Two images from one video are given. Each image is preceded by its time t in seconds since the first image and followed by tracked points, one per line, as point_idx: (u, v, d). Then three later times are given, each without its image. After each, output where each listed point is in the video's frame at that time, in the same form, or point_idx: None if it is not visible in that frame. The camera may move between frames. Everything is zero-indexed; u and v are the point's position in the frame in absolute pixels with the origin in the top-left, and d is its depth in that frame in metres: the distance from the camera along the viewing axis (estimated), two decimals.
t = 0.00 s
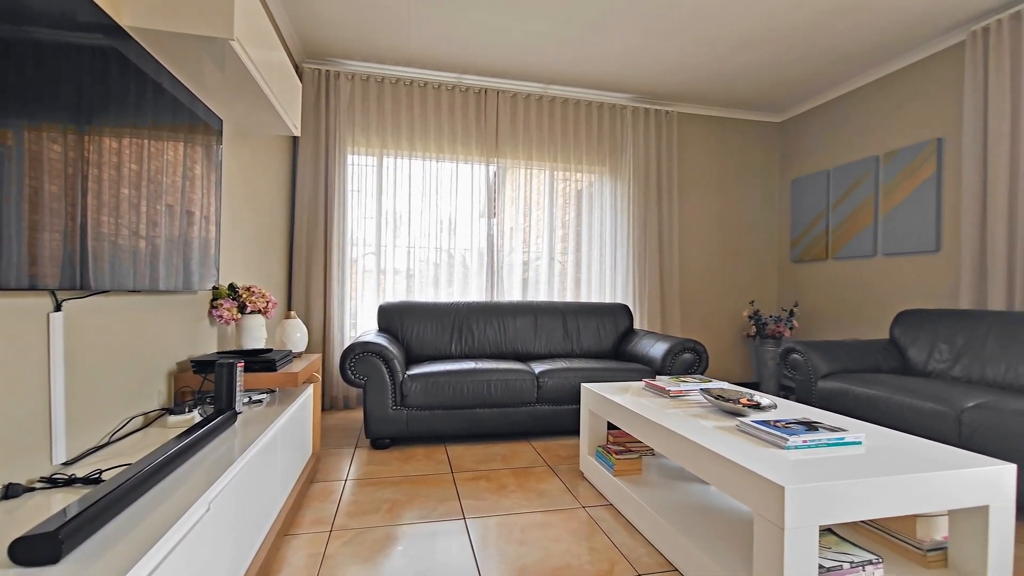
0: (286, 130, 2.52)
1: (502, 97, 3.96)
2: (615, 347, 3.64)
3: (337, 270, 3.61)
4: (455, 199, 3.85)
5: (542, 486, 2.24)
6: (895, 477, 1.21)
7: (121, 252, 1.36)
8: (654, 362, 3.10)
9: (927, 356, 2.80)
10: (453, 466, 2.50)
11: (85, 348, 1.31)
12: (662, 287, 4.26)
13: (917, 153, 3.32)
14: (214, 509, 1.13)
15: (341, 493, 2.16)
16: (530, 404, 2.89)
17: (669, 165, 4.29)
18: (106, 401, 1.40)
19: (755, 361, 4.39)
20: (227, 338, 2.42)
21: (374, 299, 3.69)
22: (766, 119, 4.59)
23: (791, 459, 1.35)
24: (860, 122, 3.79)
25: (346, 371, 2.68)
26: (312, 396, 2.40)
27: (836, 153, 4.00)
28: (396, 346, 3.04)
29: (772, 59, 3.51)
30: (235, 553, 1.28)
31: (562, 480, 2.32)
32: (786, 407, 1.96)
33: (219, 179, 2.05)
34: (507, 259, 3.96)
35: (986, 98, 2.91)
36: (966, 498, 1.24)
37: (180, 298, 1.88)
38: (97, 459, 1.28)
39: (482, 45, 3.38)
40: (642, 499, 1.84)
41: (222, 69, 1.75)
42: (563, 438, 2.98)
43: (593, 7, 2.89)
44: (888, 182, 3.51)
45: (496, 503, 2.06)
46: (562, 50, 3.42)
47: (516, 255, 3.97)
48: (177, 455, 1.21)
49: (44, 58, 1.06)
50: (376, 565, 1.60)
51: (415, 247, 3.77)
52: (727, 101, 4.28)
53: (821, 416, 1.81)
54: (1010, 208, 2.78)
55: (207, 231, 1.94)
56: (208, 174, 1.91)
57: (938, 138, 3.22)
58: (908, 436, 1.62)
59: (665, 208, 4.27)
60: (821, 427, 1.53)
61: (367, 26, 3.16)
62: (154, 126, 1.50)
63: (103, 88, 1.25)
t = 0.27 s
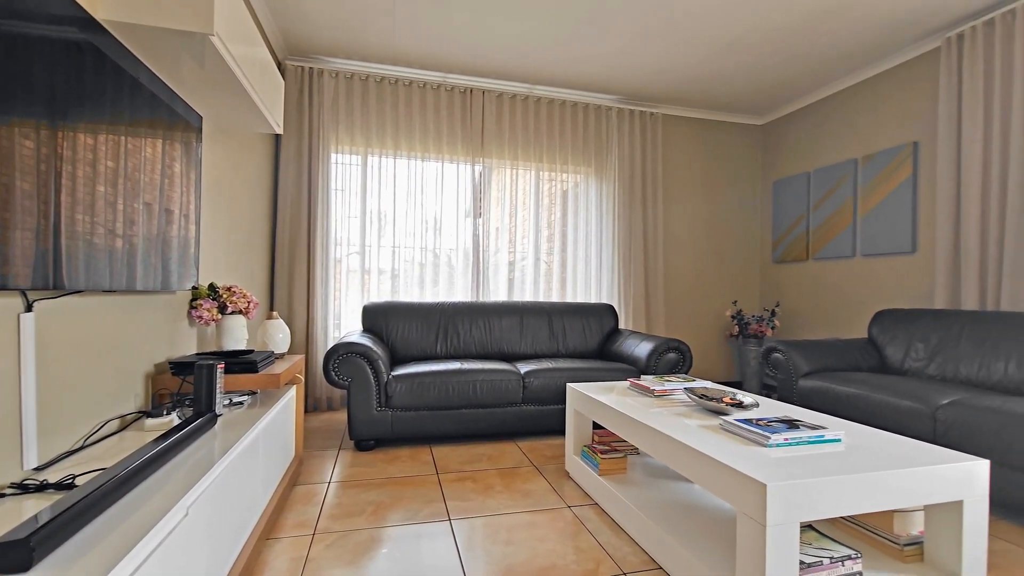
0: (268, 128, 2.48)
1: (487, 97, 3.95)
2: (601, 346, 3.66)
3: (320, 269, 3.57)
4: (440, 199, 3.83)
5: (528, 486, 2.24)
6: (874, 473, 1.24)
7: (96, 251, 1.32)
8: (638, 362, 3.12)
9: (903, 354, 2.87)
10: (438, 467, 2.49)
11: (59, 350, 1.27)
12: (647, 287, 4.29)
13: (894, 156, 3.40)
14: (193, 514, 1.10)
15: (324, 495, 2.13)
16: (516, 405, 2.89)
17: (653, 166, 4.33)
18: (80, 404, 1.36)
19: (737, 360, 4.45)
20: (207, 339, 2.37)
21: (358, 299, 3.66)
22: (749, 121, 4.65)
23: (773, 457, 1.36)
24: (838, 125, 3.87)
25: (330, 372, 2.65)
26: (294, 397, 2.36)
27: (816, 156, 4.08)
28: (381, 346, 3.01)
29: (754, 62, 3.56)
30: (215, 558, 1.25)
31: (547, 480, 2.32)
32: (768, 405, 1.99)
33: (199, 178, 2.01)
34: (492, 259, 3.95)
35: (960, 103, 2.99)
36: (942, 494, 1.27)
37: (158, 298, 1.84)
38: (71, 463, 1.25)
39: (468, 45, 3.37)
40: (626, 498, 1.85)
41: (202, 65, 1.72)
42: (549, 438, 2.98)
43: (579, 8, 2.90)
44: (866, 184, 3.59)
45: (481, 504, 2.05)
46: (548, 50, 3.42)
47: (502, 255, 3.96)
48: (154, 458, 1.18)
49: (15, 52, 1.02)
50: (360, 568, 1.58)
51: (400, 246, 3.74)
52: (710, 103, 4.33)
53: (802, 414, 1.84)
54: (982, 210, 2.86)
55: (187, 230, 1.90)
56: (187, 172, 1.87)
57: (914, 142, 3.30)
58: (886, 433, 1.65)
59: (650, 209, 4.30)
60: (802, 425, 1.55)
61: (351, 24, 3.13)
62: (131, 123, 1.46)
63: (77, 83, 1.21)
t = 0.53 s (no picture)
0: (251, 125, 2.44)
1: (474, 95, 3.94)
2: (587, 345, 3.67)
3: (304, 268, 3.53)
4: (427, 198, 3.81)
5: (514, 485, 2.24)
6: (854, 469, 1.26)
7: (72, 250, 1.28)
8: (624, 360, 3.14)
9: (882, 352, 2.93)
10: (424, 467, 2.48)
11: (32, 350, 1.23)
12: (633, 287, 4.32)
13: (873, 158, 3.47)
14: (172, 518, 1.08)
15: (308, 497, 2.11)
16: (502, 404, 2.88)
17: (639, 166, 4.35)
18: (55, 406, 1.33)
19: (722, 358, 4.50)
20: (187, 339, 2.33)
21: (343, 299, 3.62)
22: (732, 123, 4.71)
23: (756, 454, 1.38)
24: (819, 127, 3.93)
25: (314, 373, 2.62)
26: (278, 398, 2.33)
27: (798, 157, 4.14)
28: (366, 346, 2.99)
29: (738, 65, 3.60)
30: (196, 561, 1.23)
31: (534, 479, 2.32)
32: (751, 403, 2.01)
33: (179, 175, 1.97)
34: (478, 258, 3.94)
35: (936, 107, 3.06)
36: (919, 488, 1.30)
37: (136, 297, 1.80)
38: (45, 467, 1.21)
39: (455, 43, 3.35)
40: (612, 497, 1.86)
41: (183, 60, 1.68)
42: (535, 437, 2.98)
43: (565, 8, 2.91)
44: (846, 185, 3.65)
45: (468, 503, 2.05)
46: (534, 50, 3.43)
47: (488, 254, 3.95)
48: (133, 461, 1.16)
49: None
50: (345, 570, 1.56)
51: (386, 245, 3.71)
52: (695, 105, 4.37)
53: (784, 411, 1.87)
54: (957, 212, 2.93)
55: (166, 228, 1.86)
56: (167, 169, 1.83)
57: (892, 144, 3.37)
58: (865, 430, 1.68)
59: (635, 209, 4.33)
60: (784, 423, 1.58)
61: (336, 20, 3.09)
62: (108, 118, 1.43)
63: (52, 77, 1.18)
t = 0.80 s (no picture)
0: (232, 122, 2.40)
1: (459, 95, 3.93)
2: (573, 345, 3.68)
3: (287, 268, 3.48)
4: (412, 198, 3.78)
5: (500, 486, 2.24)
6: (834, 466, 1.28)
7: (45, 249, 1.25)
8: (610, 360, 3.16)
9: (861, 351, 2.99)
10: (410, 469, 2.46)
11: (4, 353, 1.20)
12: (618, 287, 4.34)
13: (852, 161, 3.54)
14: (151, 523, 1.05)
15: (292, 500, 2.08)
16: (488, 404, 2.88)
17: (624, 167, 4.38)
18: (29, 410, 1.29)
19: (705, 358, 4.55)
20: (167, 340, 2.28)
21: (327, 299, 3.58)
22: (716, 126, 4.77)
23: (740, 452, 1.40)
24: (800, 131, 4.00)
25: (297, 374, 2.59)
26: (260, 400, 2.29)
27: (779, 160, 4.21)
28: (351, 347, 2.96)
29: (720, 68, 3.65)
30: (176, 567, 1.21)
31: (520, 479, 2.32)
32: (735, 402, 2.03)
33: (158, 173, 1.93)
34: (464, 258, 3.93)
35: (912, 112, 3.14)
36: (897, 484, 1.33)
37: (113, 299, 1.76)
38: (18, 473, 1.17)
39: (441, 42, 3.34)
40: (599, 496, 1.87)
41: (162, 55, 1.65)
42: (522, 438, 2.98)
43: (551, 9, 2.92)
44: (826, 188, 3.73)
45: (454, 505, 2.04)
46: (521, 50, 3.43)
47: (474, 254, 3.95)
48: (110, 465, 1.13)
49: None
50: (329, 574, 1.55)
51: (370, 245, 3.68)
52: (679, 107, 4.42)
53: (767, 410, 1.90)
54: (932, 214, 3.01)
55: (145, 228, 1.82)
56: (145, 167, 1.79)
57: (870, 148, 3.44)
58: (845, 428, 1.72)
59: (621, 210, 4.36)
60: (768, 421, 1.60)
61: (320, 17, 3.06)
62: (84, 114, 1.39)
63: (25, 71, 1.14)
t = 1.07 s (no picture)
0: (213, 118, 2.36)
1: (445, 93, 3.91)
2: (558, 344, 3.69)
3: (269, 267, 3.43)
4: (397, 196, 3.75)
5: (486, 485, 2.23)
6: (815, 462, 1.31)
7: (16, 246, 1.21)
8: (595, 359, 3.17)
9: (841, 349, 3.05)
10: (395, 469, 2.44)
11: None
12: (604, 286, 4.36)
13: (832, 162, 3.61)
14: (127, 529, 1.02)
15: (274, 502, 2.05)
16: (474, 404, 2.87)
17: (609, 167, 4.40)
18: None
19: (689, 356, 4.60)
20: (145, 340, 2.23)
21: (310, 298, 3.53)
22: (700, 126, 4.82)
23: (723, 449, 1.41)
24: (782, 132, 4.07)
25: (280, 374, 2.55)
26: (241, 401, 2.25)
27: (761, 161, 4.27)
28: (334, 347, 2.93)
29: (704, 69, 3.69)
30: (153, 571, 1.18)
31: (506, 478, 2.32)
32: (718, 400, 2.06)
33: (135, 169, 1.89)
34: (450, 257, 3.91)
35: (889, 115, 3.21)
36: (875, 479, 1.36)
37: (88, 297, 1.71)
38: None
39: (426, 39, 3.32)
40: (584, 494, 1.88)
41: (139, 48, 1.61)
42: (507, 437, 2.98)
43: (537, 8, 2.92)
44: (807, 189, 3.79)
45: (439, 505, 2.03)
46: (507, 49, 3.42)
47: (460, 253, 3.93)
48: (85, 469, 1.10)
49: None
50: None
51: (355, 244, 3.64)
52: (664, 107, 4.46)
53: (749, 407, 1.92)
54: (908, 215, 3.08)
55: (121, 225, 1.78)
56: (121, 162, 1.74)
57: (850, 149, 3.51)
58: (825, 424, 1.75)
59: (606, 209, 4.38)
60: (750, 418, 1.62)
61: (304, 12, 3.02)
62: (58, 108, 1.35)
63: None
